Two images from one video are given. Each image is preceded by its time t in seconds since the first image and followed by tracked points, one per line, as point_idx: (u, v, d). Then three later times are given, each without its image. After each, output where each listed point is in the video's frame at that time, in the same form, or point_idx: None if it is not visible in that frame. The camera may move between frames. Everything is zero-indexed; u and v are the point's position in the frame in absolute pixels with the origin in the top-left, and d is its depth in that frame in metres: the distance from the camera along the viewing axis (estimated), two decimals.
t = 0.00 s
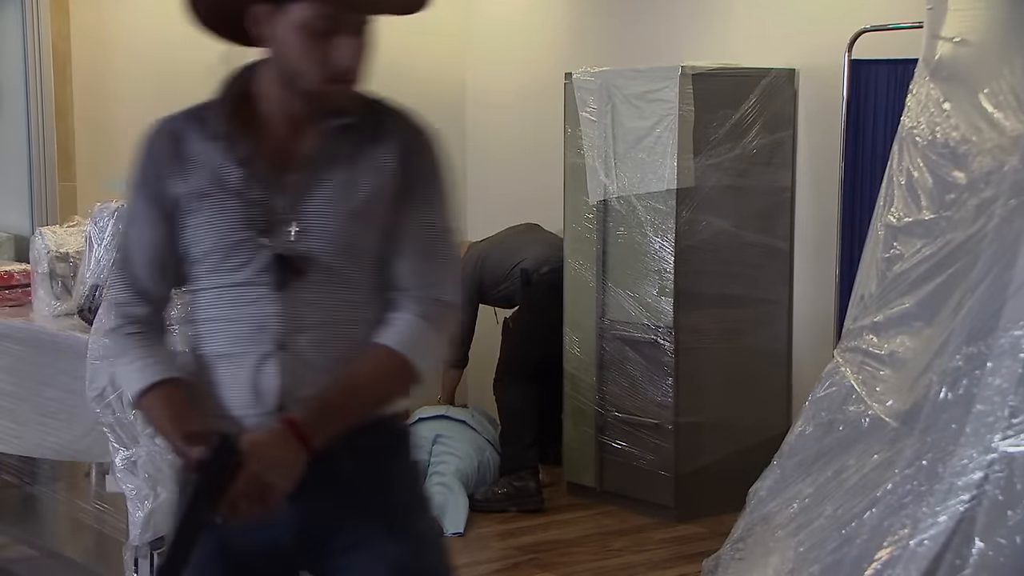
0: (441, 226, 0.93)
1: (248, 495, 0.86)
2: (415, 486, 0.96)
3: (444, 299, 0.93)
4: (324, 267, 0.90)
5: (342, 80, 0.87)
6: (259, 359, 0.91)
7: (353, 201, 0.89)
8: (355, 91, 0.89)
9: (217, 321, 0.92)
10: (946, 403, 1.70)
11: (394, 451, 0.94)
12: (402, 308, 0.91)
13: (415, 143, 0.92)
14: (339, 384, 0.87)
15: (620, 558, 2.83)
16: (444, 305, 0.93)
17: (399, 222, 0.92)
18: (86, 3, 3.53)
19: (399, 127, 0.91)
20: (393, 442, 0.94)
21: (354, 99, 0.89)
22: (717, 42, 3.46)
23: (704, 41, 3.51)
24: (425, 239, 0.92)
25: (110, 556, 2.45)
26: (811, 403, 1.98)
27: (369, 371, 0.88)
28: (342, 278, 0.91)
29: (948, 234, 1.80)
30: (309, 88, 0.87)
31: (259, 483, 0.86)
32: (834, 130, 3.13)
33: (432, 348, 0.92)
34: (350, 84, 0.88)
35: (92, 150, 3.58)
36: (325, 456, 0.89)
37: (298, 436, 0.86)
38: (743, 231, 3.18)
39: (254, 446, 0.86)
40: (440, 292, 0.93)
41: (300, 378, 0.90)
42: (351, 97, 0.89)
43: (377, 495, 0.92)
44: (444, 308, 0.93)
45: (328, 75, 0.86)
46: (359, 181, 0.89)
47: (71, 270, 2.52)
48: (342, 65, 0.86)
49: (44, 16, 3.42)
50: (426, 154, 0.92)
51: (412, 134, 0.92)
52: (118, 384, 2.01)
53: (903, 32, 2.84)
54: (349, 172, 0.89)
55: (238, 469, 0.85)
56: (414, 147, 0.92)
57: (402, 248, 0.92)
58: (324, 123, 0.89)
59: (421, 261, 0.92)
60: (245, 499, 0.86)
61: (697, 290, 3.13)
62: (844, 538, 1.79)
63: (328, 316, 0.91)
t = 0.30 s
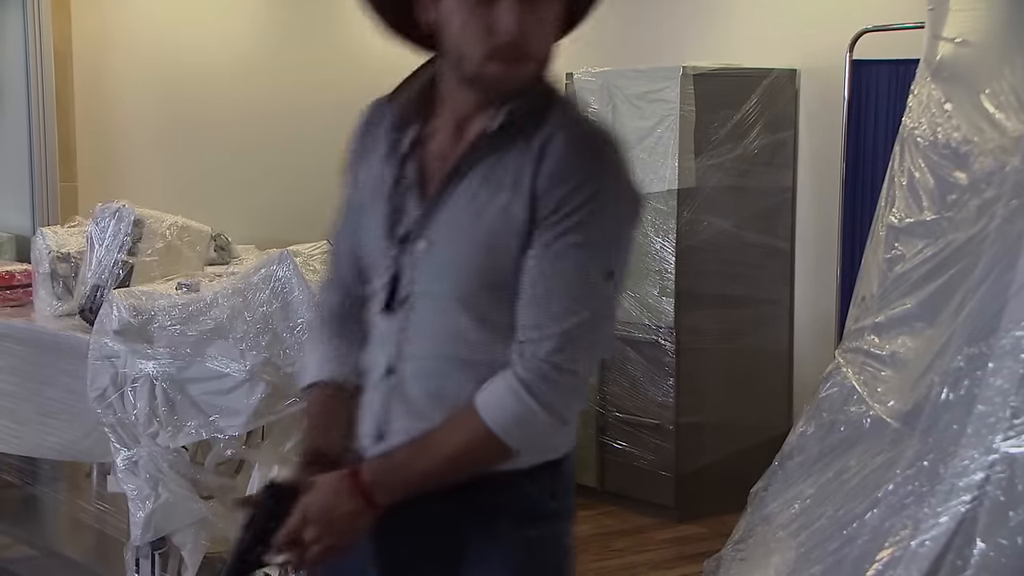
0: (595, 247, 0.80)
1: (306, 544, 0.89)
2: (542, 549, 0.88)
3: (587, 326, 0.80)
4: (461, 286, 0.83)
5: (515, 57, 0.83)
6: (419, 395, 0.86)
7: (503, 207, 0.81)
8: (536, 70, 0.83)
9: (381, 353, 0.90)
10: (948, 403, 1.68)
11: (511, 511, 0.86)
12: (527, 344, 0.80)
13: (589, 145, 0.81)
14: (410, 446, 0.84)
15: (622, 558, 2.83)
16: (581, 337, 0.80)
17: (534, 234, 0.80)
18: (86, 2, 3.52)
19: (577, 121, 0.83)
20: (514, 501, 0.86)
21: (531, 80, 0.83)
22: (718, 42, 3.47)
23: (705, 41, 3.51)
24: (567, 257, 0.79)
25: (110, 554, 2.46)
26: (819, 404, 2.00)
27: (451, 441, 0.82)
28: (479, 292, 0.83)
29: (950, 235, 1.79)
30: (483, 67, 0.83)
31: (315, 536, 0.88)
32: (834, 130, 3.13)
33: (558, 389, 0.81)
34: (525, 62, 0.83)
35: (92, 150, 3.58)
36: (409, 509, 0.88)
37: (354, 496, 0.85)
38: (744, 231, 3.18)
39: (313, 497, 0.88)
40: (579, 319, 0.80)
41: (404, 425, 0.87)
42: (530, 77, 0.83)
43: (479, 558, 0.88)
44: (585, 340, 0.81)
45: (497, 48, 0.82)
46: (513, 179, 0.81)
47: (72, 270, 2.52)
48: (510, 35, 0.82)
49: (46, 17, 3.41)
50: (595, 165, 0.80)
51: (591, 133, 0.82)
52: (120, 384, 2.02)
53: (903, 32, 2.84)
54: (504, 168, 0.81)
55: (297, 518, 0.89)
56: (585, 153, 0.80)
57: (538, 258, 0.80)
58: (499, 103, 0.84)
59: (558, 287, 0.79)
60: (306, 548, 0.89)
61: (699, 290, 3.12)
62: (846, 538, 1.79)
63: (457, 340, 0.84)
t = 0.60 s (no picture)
0: (661, 258, 0.80)
1: (389, 534, 0.91)
2: (596, 564, 0.91)
3: (651, 338, 0.81)
4: (532, 280, 0.87)
5: (605, 21, 0.83)
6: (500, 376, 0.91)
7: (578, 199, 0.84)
8: (629, 33, 0.84)
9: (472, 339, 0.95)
10: (949, 404, 1.54)
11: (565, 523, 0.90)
12: (586, 353, 0.82)
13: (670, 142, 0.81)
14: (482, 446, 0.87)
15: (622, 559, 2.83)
16: (644, 351, 0.81)
17: (602, 234, 0.83)
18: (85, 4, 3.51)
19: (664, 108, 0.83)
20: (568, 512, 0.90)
21: (621, 47, 0.85)
22: (719, 44, 3.47)
23: (706, 43, 3.51)
24: (634, 265, 0.81)
25: (110, 554, 2.46)
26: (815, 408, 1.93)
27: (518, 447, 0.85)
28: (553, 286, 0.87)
29: (951, 236, 1.65)
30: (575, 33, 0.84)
31: (397, 528, 0.90)
32: (834, 130, 3.13)
33: (613, 404, 0.81)
34: (616, 28, 0.84)
35: (93, 152, 3.58)
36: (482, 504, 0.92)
37: (431, 490, 0.89)
38: (745, 232, 3.18)
39: (394, 489, 0.91)
40: (641, 331, 0.81)
41: (472, 416, 0.95)
42: (621, 43, 0.84)
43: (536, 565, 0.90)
44: (650, 351, 0.81)
45: (584, 14, 0.83)
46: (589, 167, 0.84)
47: (72, 271, 2.52)
48: (602, 1, 0.82)
49: (47, 19, 3.41)
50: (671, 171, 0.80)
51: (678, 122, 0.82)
52: (120, 384, 2.02)
53: (905, 32, 2.84)
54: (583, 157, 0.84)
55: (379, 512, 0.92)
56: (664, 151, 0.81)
57: (605, 260, 0.82)
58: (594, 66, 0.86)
59: (622, 296, 0.81)
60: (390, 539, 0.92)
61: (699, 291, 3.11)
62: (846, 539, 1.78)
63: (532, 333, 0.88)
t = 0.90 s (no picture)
0: (702, 318, 0.90)
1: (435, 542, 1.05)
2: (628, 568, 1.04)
3: (702, 391, 0.91)
4: (570, 328, 1.01)
5: (571, 97, 0.95)
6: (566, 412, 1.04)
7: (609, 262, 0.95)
8: (597, 103, 0.95)
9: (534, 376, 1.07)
10: (948, 406, 1.30)
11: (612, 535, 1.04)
12: (639, 414, 0.93)
13: (694, 207, 0.91)
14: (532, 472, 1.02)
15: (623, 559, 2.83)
16: (696, 402, 0.92)
17: (636, 294, 0.94)
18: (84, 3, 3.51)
19: (676, 168, 0.93)
20: (616, 524, 1.03)
21: (592, 115, 0.96)
22: (718, 44, 3.47)
23: (705, 43, 3.51)
24: (677, 326, 0.91)
25: (109, 554, 2.46)
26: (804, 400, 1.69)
27: (567, 477, 0.99)
28: (605, 333, 0.99)
29: (950, 237, 1.41)
30: (547, 108, 0.96)
31: (442, 538, 1.04)
32: (834, 130, 3.13)
33: (670, 456, 0.93)
34: (584, 100, 0.95)
35: (94, 152, 3.58)
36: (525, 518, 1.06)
37: (478, 507, 1.03)
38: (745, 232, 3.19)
39: (440, 501, 1.05)
40: (692, 387, 0.91)
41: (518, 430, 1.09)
42: (591, 113, 0.95)
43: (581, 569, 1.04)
44: (702, 401, 0.92)
45: (550, 93, 0.94)
46: (613, 233, 0.95)
47: (72, 271, 2.52)
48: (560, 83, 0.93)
49: (46, 18, 3.39)
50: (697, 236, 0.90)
51: (692, 180, 0.91)
52: (120, 385, 2.02)
53: (905, 32, 2.82)
54: (610, 223, 0.95)
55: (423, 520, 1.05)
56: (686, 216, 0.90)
57: (647, 321, 0.92)
58: (571, 134, 0.97)
59: (669, 355, 0.91)
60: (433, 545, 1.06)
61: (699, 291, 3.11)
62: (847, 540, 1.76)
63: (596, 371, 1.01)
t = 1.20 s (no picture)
0: (677, 319, 0.92)
1: (431, 550, 1.09)
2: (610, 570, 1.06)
3: (673, 394, 0.93)
4: (551, 316, 1.02)
5: (589, 57, 0.98)
6: (547, 411, 1.05)
7: (594, 251, 0.97)
8: (614, 68, 0.99)
9: (519, 372, 1.08)
10: (948, 410, 1.30)
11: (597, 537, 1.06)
12: (613, 415, 0.95)
13: (679, 205, 0.93)
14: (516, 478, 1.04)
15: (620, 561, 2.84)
16: (667, 405, 0.93)
17: (617, 289, 0.95)
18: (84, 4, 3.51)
19: (668, 167, 0.96)
20: (600, 529, 1.05)
21: (606, 79, 1.00)
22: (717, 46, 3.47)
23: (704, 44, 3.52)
24: (652, 324, 0.92)
25: (109, 556, 2.46)
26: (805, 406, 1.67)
27: (545, 484, 1.00)
28: (586, 326, 1.00)
29: (949, 241, 1.41)
30: (565, 64, 1.00)
31: (437, 547, 1.08)
32: (833, 132, 3.13)
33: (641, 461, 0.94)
34: (601, 63, 0.99)
35: (94, 154, 3.58)
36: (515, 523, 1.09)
37: (468, 515, 1.06)
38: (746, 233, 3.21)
39: (434, 509, 1.08)
40: (663, 389, 0.92)
41: (502, 429, 1.11)
42: (608, 76, 0.99)
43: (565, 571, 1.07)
44: (673, 404, 0.93)
45: (570, 49, 0.98)
46: (600, 223, 0.97)
47: (72, 273, 2.52)
48: (583, 39, 0.97)
49: (46, 19, 3.39)
50: (678, 236, 0.92)
51: (681, 182, 0.94)
52: (120, 387, 2.02)
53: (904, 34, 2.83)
54: (598, 213, 0.97)
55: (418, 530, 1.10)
56: (670, 214, 0.92)
57: (624, 316, 0.94)
58: (584, 94, 1.01)
59: (643, 354, 0.93)
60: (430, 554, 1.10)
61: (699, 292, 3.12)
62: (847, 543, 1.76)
63: (574, 369, 1.02)
